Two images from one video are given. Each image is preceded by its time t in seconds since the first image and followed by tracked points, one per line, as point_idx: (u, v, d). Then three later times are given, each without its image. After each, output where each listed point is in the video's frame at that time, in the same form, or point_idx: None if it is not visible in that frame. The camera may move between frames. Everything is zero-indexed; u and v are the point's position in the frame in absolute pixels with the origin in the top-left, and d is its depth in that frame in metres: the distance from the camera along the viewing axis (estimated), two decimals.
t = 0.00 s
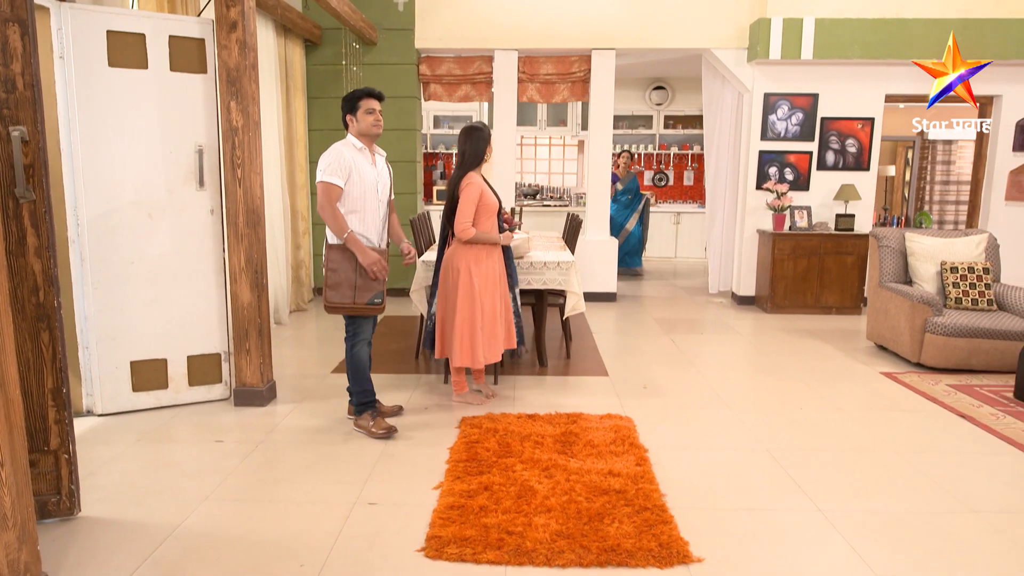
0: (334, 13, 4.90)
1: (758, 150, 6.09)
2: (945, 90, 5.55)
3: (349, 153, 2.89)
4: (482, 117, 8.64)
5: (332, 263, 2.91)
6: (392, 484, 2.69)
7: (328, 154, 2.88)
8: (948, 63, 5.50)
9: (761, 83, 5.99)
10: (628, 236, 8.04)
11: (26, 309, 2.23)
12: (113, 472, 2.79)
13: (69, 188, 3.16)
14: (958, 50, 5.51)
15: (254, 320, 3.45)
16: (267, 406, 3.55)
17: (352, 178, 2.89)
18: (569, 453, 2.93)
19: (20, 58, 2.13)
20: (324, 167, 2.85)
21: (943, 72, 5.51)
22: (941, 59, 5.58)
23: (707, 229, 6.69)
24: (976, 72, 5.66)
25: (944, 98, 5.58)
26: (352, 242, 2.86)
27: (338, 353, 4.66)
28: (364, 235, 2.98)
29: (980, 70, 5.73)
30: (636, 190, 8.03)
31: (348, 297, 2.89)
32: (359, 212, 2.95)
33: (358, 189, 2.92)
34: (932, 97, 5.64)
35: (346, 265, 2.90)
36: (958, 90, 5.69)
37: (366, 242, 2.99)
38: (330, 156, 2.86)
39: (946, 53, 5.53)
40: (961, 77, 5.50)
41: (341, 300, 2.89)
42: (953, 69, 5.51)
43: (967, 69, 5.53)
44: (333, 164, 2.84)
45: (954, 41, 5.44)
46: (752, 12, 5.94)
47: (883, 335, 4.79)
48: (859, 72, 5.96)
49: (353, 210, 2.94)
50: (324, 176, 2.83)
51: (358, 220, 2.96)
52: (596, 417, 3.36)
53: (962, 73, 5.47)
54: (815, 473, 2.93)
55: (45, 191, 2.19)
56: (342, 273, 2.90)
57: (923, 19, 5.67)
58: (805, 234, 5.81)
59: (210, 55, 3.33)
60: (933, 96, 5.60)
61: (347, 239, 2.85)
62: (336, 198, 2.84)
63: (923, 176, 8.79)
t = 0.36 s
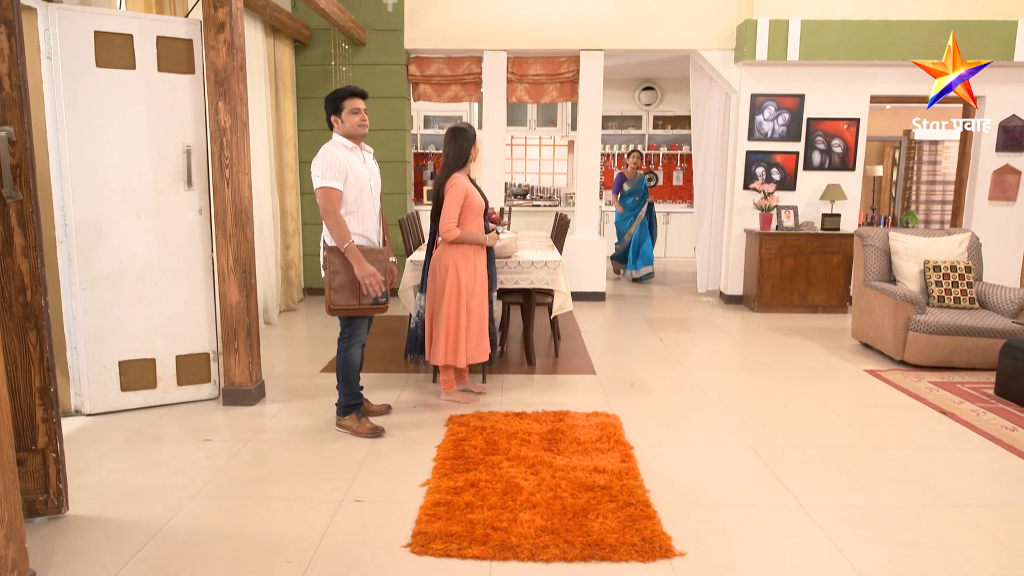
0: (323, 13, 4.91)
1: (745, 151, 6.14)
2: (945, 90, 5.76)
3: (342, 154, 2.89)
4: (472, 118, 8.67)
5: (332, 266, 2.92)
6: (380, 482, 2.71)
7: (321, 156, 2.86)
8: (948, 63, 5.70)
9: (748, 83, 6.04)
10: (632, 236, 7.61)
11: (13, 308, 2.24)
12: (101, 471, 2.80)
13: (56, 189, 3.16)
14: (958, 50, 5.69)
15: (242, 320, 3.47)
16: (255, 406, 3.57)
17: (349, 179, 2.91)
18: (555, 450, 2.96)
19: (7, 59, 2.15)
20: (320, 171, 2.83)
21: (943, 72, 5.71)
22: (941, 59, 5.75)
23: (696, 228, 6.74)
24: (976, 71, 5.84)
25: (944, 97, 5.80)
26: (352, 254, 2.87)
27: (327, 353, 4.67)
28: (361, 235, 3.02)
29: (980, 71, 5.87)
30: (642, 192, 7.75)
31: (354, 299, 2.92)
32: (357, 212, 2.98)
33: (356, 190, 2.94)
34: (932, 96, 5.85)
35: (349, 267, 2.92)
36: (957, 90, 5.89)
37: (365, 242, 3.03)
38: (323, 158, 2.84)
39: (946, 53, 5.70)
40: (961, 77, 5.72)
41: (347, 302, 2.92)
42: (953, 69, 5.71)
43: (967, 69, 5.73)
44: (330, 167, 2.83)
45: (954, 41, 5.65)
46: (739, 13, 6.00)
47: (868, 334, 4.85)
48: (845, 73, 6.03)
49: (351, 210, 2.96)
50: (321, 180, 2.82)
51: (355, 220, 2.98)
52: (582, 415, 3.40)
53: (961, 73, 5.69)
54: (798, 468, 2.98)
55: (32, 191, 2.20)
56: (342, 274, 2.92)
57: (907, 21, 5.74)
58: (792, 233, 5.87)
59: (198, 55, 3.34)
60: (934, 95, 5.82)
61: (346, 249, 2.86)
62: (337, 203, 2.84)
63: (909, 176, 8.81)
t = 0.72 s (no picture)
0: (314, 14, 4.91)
1: (734, 151, 6.19)
2: (945, 90, 5.68)
3: (331, 157, 2.90)
4: (464, 118, 8.71)
5: (323, 271, 2.92)
6: (368, 479, 2.73)
7: (309, 159, 2.87)
8: (948, 63, 5.65)
9: (737, 84, 6.09)
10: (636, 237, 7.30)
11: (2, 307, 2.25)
12: (90, 470, 2.81)
13: (45, 189, 3.17)
14: (957, 51, 5.67)
15: (232, 319, 3.48)
16: (246, 405, 3.58)
17: (337, 183, 2.92)
18: (543, 447, 3.00)
19: None
20: (309, 174, 2.84)
21: (943, 72, 5.65)
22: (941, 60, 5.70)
23: (686, 228, 6.78)
24: (976, 72, 5.82)
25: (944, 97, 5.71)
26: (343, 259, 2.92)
27: (318, 352, 4.69)
28: (350, 238, 3.03)
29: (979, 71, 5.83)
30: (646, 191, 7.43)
31: (346, 304, 2.95)
32: (345, 215, 3.00)
33: (343, 193, 2.96)
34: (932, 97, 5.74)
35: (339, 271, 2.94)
36: (957, 89, 5.92)
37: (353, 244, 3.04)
38: (311, 161, 2.86)
39: (946, 54, 5.68)
40: (960, 77, 5.67)
41: (339, 308, 2.93)
42: (953, 69, 5.67)
43: (967, 69, 5.70)
44: (319, 170, 2.85)
45: (954, 42, 5.62)
46: (727, 14, 6.04)
47: (854, 332, 4.91)
48: (832, 73, 6.08)
49: (339, 213, 2.98)
50: (309, 184, 2.83)
51: (343, 223, 3.01)
52: (571, 413, 3.43)
53: (961, 73, 5.65)
54: (783, 465, 3.02)
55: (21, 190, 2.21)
56: (333, 281, 2.93)
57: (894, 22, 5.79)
58: (780, 233, 5.92)
59: (187, 56, 3.35)
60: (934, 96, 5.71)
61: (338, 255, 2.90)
62: (324, 207, 2.85)
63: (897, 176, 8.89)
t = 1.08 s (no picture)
0: (306, 14, 4.92)
1: (726, 151, 6.23)
2: (945, 90, 5.60)
3: (318, 158, 2.92)
4: (457, 118, 8.74)
5: (314, 272, 2.93)
6: (360, 477, 2.75)
7: (296, 161, 2.89)
8: (948, 63, 5.55)
9: (728, 84, 6.12)
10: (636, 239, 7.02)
11: None
12: (82, 469, 2.82)
13: (37, 189, 3.18)
14: (958, 50, 5.56)
15: (225, 318, 3.49)
16: (239, 404, 3.59)
17: (327, 184, 2.95)
18: (533, 446, 3.02)
19: None
20: (299, 176, 2.87)
21: (943, 72, 5.56)
22: (941, 60, 5.61)
23: (678, 227, 6.81)
24: (977, 71, 5.76)
25: (944, 97, 5.64)
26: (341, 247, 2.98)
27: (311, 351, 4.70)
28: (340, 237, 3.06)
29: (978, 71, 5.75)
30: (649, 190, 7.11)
31: (335, 305, 2.96)
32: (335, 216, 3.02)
33: (333, 193, 2.99)
34: (933, 97, 5.69)
35: (328, 273, 2.95)
36: (959, 89, 5.94)
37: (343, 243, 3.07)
38: (299, 164, 2.88)
39: (946, 54, 5.58)
40: (960, 77, 5.56)
41: (328, 309, 2.95)
42: (953, 69, 5.55)
43: (967, 69, 5.60)
44: (308, 172, 2.87)
45: (955, 42, 5.51)
46: (719, 15, 6.08)
47: (844, 330, 4.94)
48: (823, 74, 6.12)
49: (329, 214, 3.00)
50: (301, 186, 2.86)
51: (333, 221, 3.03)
52: (562, 411, 3.45)
53: (962, 73, 5.53)
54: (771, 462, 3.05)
55: (12, 189, 2.22)
56: (322, 283, 2.94)
57: (884, 23, 5.84)
58: (771, 233, 5.96)
59: (179, 56, 3.36)
60: (934, 96, 5.64)
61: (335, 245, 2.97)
62: (315, 206, 2.88)
63: (888, 176, 8.96)
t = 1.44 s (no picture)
0: (301, 14, 4.93)
1: (719, 151, 6.25)
2: (944, 90, 5.56)
3: (316, 160, 2.93)
4: (453, 118, 8.77)
5: (306, 272, 2.95)
6: (353, 475, 2.77)
7: (294, 162, 2.89)
8: (948, 63, 5.52)
9: (722, 84, 6.15)
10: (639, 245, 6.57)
11: None
12: (77, 468, 2.83)
13: (32, 189, 3.19)
14: (958, 50, 5.52)
15: (219, 318, 3.51)
16: (233, 403, 3.60)
17: (321, 186, 2.96)
18: (526, 444, 3.04)
19: None
20: (292, 177, 2.87)
21: (943, 72, 5.52)
22: (941, 60, 5.58)
23: (672, 227, 6.83)
24: (977, 71, 5.75)
25: (944, 96, 5.61)
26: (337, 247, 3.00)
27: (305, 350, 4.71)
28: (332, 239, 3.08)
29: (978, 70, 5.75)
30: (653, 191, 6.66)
31: (326, 305, 2.97)
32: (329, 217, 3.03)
33: (328, 195, 3.00)
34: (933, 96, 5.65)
35: (321, 273, 2.97)
36: (958, 89, 5.91)
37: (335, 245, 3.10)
38: (295, 165, 2.88)
39: (946, 53, 5.54)
40: (960, 77, 5.52)
41: (319, 309, 2.96)
42: (953, 69, 5.52)
43: (966, 68, 5.57)
44: (304, 174, 2.88)
45: (955, 42, 5.47)
46: (713, 15, 6.11)
47: (837, 329, 4.98)
48: (816, 74, 6.15)
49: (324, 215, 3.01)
50: (293, 186, 2.87)
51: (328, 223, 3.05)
52: (555, 410, 3.48)
53: (961, 73, 5.50)
54: (762, 460, 3.07)
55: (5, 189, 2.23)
56: (314, 283, 2.95)
57: (876, 24, 5.87)
58: (765, 233, 5.99)
59: (174, 56, 3.37)
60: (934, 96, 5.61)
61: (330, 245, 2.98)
62: (309, 207, 2.89)
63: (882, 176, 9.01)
